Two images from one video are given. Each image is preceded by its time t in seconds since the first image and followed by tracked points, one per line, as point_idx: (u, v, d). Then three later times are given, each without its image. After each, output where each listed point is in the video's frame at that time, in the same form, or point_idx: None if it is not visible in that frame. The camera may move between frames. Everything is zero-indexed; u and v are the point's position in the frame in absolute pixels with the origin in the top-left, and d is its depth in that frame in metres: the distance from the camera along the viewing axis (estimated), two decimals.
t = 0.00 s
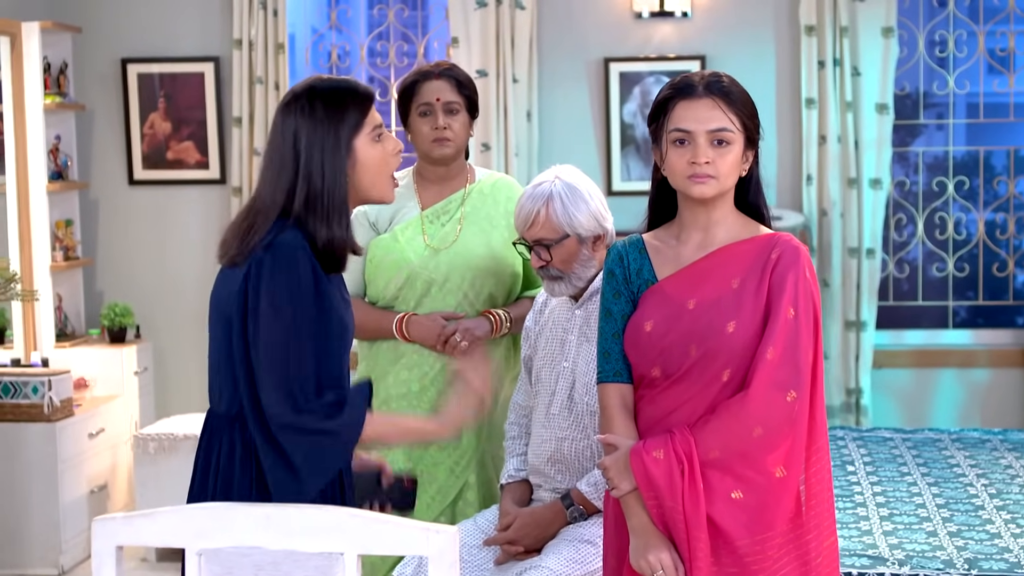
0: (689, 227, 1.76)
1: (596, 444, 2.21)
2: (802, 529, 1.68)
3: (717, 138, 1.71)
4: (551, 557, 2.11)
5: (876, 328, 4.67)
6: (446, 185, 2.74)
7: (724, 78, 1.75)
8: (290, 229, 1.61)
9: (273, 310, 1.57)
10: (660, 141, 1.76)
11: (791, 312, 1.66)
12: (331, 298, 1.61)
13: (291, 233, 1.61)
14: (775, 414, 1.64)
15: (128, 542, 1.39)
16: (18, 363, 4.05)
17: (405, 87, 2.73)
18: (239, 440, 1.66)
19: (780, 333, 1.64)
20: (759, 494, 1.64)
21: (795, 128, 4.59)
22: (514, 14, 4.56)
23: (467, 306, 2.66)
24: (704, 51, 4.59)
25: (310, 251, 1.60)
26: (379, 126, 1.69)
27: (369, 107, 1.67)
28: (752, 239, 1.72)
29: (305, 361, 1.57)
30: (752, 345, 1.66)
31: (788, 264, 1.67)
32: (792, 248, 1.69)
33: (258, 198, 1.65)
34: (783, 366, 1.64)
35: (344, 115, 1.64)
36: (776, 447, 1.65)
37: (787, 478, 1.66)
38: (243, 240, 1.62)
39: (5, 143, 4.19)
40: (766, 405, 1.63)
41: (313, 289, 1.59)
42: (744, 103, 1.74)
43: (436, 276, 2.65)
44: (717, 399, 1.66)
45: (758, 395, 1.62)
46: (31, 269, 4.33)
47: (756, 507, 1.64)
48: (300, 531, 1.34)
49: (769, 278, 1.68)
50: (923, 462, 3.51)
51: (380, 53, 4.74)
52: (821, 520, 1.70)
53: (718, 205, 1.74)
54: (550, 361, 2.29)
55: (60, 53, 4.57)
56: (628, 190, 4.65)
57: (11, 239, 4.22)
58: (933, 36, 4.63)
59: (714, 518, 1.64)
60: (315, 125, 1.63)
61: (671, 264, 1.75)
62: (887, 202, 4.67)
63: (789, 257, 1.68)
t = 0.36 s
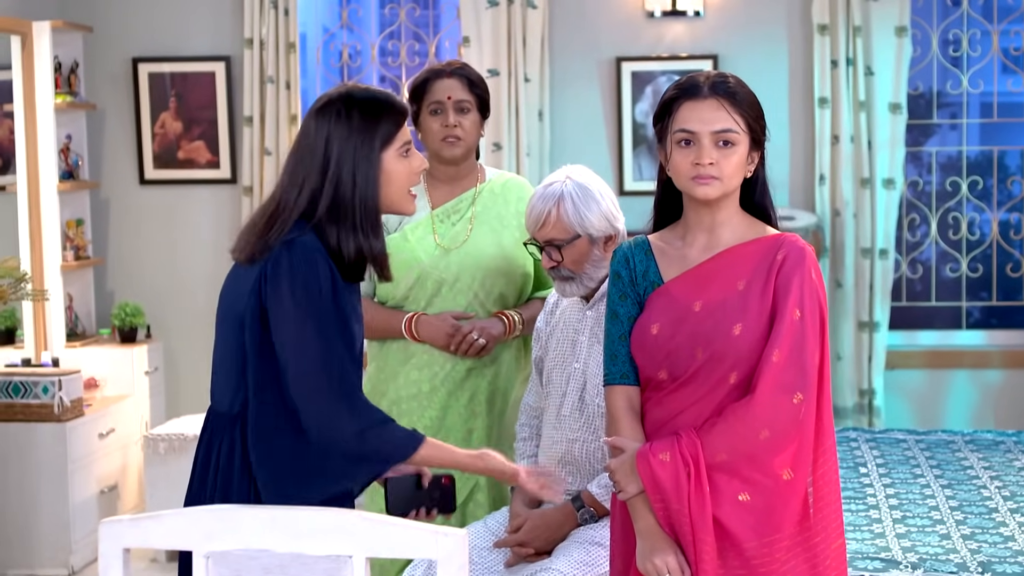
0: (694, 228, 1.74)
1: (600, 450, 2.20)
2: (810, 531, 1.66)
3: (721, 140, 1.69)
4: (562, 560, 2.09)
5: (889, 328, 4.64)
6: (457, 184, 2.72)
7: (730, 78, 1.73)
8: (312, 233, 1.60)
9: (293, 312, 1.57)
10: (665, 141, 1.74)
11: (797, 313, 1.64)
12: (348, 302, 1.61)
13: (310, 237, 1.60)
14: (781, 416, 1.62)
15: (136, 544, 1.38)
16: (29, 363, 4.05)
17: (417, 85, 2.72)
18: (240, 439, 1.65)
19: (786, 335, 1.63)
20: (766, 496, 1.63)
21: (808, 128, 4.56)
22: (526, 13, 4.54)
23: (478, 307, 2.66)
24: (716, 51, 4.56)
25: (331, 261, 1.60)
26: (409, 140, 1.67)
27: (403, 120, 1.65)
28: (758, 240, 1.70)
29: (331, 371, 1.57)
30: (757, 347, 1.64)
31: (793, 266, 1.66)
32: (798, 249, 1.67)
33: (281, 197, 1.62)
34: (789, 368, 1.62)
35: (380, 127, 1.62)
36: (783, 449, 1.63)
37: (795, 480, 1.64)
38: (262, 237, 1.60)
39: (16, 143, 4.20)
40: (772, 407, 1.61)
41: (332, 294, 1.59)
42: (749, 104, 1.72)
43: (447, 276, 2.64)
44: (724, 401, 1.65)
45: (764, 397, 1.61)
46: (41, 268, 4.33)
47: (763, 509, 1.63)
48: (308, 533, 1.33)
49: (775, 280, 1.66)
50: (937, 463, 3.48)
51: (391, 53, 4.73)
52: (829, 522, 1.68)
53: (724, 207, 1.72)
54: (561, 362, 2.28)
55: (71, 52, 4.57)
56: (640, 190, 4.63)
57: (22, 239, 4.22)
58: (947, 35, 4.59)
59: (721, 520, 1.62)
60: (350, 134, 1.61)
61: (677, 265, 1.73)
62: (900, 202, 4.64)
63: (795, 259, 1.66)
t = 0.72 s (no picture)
0: (697, 232, 1.72)
1: (605, 451, 2.18)
2: (814, 537, 1.64)
3: (725, 143, 1.67)
4: (568, 564, 2.07)
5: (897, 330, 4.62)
6: (462, 185, 2.70)
7: (734, 81, 1.71)
8: (312, 235, 1.60)
9: (292, 313, 1.55)
10: (668, 143, 1.72)
11: (802, 317, 1.62)
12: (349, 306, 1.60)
13: (310, 238, 1.59)
14: (786, 420, 1.60)
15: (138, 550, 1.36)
16: (34, 364, 4.04)
17: (423, 84, 2.70)
18: (241, 443, 1.63)
19: (790, 340, 1.61)
20: (771, 500, 1.61)
21: (816, 129, 4.54)
22: (533, 14, 4.52)
23: (486, 308, 2.61)
24: (724, 52, 4.54)
25: (331, 263, 1.59)
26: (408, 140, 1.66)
27: (401, 119, 1.64)
28: (762, 243, 1.68)
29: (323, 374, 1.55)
30: (761, 351, 1.62)
31: (798, 270, 1.64)
32: (802, 252, 1.65)
33: (280, 200, 1.62)
34: (792, 372, 1.61)
35: (377, 127, 1.61)
36: (787, 453, 1.61)
37: (799, 485, 1.62)
38: (262, 240, 1.59)
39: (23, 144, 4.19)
40: (777, 411, 1.59)
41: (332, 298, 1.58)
42: (753, 106, 1.70)
43: (454, 278, 2.60)
44: (728, 406, 1.63)
45: (767, 401, 1.59)
46: (47, 269, 4.32)
47: (767, 514, 1.60)
48: (312, 538, 1.31)
49: (779, 283, 1.64)
50: (946, 467, 3.45)
51: (398, 53, 4.71)
52: (832, 527, 1.66)
53: (727, 211, 1.70)
54: (567, 366, 2.26)
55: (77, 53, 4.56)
56: (648, 191, 4.61)
57: (27, 240, 4.21)
58: (956, 36, 4.57)
59: (724, 524, 1.60)
60: (347, 134, 1.60)
61: (680, 268, 1.71)
62: (909, 203, 4.61)
63: (799, 262, 1.64)
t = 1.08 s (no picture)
0: (700, 233, 1.70)
1: (609, 452, 2.16)
2: (818, 538, 1.62)
3: (728, 143, 1.65)
4: (572, 566, 2.05)
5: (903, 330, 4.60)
6: (463, 185, 2.69)
7: (737, 82, 1.69)
8: (305, 233, 1.59)
9: (280, 314, 1.54)
10: (671, 143, 1.70)
11: (806, 319, 1.61)
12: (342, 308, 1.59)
13: (303, 236, 1.59)
14: (790, 422, 1.58)
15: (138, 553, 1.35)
16: (37, 363, 4.03)
17: (424, 82, 2.68)
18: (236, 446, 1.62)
19: (794, 341, 1.59)
20: (775, 502, 1.59)
21: (821, 128, 4.52)
22: (538, 12, 4.51)
23: (490, 307, 2.59)
24: (730, 50, 4.52)
25: (323, 260, 1.58)
26: (401, 138, 1.67)
27: (393, 117, 1.65)
28: (767, 244, 1.66)
29: (306, 377, 1.54)
30: (765, 353, 1.61)
31: (802, 271, 1.62)
32: (806, 253, 1.63)
33: (274, 197, 1.62)
34: (796, 373, 1.59)
35: (370, 125, 1.62)
36: (791, 454, 1.59)
37: (803, 486, 1.60)
38: (256, 238, 1.59)
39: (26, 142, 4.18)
40: (780, 412, 1.58)
41: (322, 297, 1.57)
42: (756, 108, 1.68)
43: (458, 278, 2.58)
44: (732, 408, 1.61)
45: (772, 403, 1.57)
46: (50, 268, 4.31)
47: (771, 516, 1.59)
48: (313, 541, 1.30)
49: (783, 285, 1.62)
50: (952, 468, 3.44)
51: (402, 52, 4.70)
52: (836, 529, 1.64)
53: (730, 212, 1.68)
54: (570, 367, 2.24)
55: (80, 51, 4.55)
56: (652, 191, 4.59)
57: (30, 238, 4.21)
58: (962, 35, 4.55)
59: (728, 526, 1.58)
60: (341, 131, 1.60)
61: (684, 268, 1.69)
62: (915, 203, 4.59)
63: (803, 263, 1.63)
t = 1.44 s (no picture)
0: (704, 232, 1.69)
1: (610, 452, 2.15)
2: (817, 541, 1.61)
3: (734, 143, 1.64)
4: (572, 567, 2.04)
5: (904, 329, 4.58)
6: (461, 185, 2.67)
7: (748, 81, 1.67)
8: (297, 233, 1.58)
9: (265, 312, 1.53)
10: (677, 139, 1.69)
11: (807, 318, 1.59)
12: (330, 307, 1.58)
13: (296, 236, 1.58)
14: (790, 422, 1.57)
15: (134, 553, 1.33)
16: (35, 362, 4.02)
17: (421, 81, 2.68)
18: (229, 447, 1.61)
19: (795, 341, 1.58)
20: (775, 503, 1.57)
21: (822, 127, 4.51)
22: (538, 11, 4.49)
23: (490, 308, 2.58)
24: (730, 49, 4.51)
25: (314, 259, 1.57)
26: (392, 134, 1.65)
27: (384, 113, 1.64)
28: (769, 244, 1.65)
29: (284, 381, 1.53)
30: (765, 352, 1.60)
31: (804, 270, 1.61)
32: (809, 252, 1.62)
33: (267, 194, 1.61)
34: (797, 373, 1.58)
35: (361, 122, 1.61)
36: (791, 455, 1.58)
37: (803, 488, 1.58)
38: (248, 238, 1.58)
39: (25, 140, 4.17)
40: (780, 413, 1.56)
41: (312, 297, 1.56)
42: (765, 109, 1.67)
43: (458, 278, 2.56)
44: (733, 407, 1.60)
45: (771, 402, 1.56)
46: (48, 266, 4.30)
47: (771, 517, 1.58)
48: (312, 543, 1.28)
49: (785, 284, 1.61)
50: (953, 468, 3.42)
51: (402, 50, 4.69)
52: (836, 531, 1.63)
53: (734, 211, 1.67)
54: (570, 366, 2.23)
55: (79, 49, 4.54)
56: (653, 189, 4.58)
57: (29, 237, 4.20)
58: (964, 33, 4.53)
59: (725, 527, 1.57)
60: (333, 128, 1.59)
61: (687, 266, 1.68)
62: (916, 202, 4.58)
63: (806, 263, 1.61)
